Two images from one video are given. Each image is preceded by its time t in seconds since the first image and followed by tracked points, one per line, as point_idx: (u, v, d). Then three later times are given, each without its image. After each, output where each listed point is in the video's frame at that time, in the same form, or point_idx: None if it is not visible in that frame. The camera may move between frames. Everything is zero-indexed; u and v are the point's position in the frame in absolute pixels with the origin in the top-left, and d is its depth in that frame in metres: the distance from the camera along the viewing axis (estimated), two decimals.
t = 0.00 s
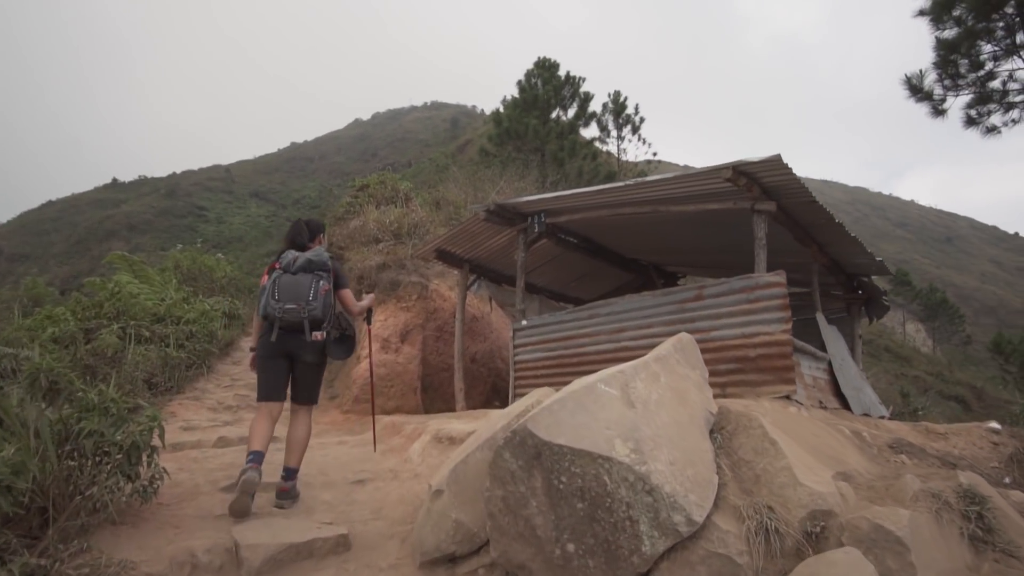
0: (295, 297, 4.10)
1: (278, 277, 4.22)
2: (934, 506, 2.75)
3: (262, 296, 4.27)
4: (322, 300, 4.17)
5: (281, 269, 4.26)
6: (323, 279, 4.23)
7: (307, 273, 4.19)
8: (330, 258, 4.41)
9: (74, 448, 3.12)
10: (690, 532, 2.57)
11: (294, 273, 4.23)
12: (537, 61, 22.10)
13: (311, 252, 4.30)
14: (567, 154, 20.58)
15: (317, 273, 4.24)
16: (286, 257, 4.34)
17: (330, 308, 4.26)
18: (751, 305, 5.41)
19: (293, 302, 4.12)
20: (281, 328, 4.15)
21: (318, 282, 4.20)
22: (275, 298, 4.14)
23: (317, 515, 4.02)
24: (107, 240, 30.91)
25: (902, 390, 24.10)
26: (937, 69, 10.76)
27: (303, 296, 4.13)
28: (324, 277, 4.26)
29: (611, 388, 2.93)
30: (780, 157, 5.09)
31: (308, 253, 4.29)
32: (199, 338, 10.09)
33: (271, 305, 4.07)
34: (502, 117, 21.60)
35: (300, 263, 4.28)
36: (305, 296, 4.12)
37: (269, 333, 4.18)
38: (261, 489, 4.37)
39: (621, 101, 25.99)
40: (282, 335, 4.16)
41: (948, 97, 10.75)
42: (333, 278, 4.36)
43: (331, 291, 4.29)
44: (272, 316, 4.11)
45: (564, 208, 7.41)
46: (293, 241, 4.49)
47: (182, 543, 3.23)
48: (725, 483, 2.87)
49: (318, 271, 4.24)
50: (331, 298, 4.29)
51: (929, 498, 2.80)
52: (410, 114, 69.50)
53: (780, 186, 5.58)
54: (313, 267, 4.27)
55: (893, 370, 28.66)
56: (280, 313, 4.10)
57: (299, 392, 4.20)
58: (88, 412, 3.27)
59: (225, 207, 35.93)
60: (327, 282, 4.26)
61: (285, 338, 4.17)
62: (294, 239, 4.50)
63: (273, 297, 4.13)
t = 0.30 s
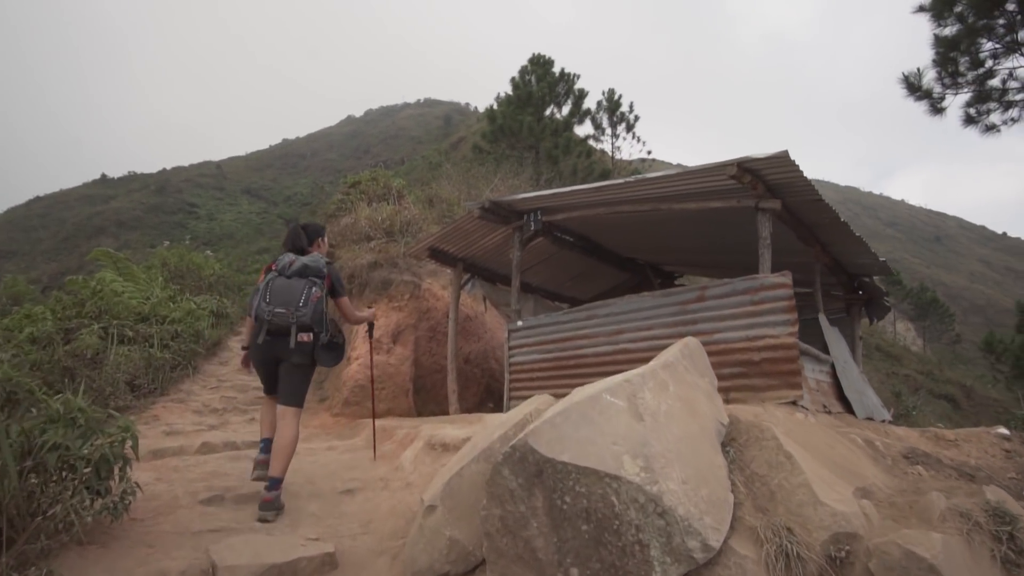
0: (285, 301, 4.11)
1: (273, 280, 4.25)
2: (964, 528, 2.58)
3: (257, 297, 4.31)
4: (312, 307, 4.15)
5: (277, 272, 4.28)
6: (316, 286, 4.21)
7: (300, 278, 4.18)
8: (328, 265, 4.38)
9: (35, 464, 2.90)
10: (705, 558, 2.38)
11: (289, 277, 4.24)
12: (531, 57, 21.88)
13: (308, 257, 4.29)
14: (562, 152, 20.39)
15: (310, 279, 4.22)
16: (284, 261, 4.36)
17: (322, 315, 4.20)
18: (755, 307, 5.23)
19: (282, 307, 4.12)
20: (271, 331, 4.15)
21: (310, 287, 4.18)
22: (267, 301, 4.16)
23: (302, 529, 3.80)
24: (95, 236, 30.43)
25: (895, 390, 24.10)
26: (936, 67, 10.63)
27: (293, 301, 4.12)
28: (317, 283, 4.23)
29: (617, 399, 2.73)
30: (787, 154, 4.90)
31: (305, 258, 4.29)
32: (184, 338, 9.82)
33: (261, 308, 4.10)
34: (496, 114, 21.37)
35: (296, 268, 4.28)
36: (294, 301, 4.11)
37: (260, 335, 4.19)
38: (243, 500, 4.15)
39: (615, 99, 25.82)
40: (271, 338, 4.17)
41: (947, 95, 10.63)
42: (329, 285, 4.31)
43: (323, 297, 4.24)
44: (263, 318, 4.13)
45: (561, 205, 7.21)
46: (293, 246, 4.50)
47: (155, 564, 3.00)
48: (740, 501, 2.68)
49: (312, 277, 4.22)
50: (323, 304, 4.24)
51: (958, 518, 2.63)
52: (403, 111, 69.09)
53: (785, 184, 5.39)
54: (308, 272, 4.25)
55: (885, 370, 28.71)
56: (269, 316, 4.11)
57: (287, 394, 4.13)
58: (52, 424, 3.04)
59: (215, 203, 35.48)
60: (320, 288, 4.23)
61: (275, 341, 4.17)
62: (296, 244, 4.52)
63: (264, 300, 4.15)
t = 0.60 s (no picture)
0: (270, 313, 4.10)
1: (257, 294, 4.26)
2: (982, 564, 2.45)
3: (242, 313, 4.31)
4: (296, 318, 4.12)
5: (261, 287, 4.31)
6: (299, 297, 4.19)
7: (283, 290, 4.17)
8: (311, 278, 4.38)
9: None
10: None
11: (273, 291, 4.24)
12: (522, 59, 21.73)
13: (291, 271, 4.30)
14: (552, 155, 20.25)
15: (294, 291, 4.21)
16: (267, 276, 4.38)
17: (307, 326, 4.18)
18: (753, 318, 5.09)
19: (267, 319, 4.11)
20: (256, 344, 4.14)
21: (294, 299, 4.16)
22: (252, 314, 4.16)
23: (281, 554, 3.59)
24: (77, 234, 29.82)
25: (882, 396, 24.20)
26: (929, 76, 10.61)
27: (277, 312, 4.11)
28: (301, 295, 4.22)
29: (617, 423, 2.57)
30: (787, 162, 4.78)
31: (287, 272, 4.30)
32: (164, 342, 9.52)
33: (245, 321, 4.09)
34: (486, 116, 21.19)
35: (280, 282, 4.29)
36: (278, 313, 4.09)
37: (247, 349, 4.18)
38: (218, 521, 3.93)
39: (606, 102, 25.74)
40: (257, 351, 4.15)
41: (939, 104, 10.62)
42: (313, 297, 4.29)
43: (308, 309, 4.22)
44: (248, 332, 4.13)
45: (553, 211, 7.05)
46: (277, 262, 4.52)
47: None
48: (747, 534, 2.53)
49: (295, 289, 4.21)
50: (308, 316, 4.22)
51: (975, 553, 2.50)
52: (393, 111, 68.69)
53: (783, 192, 5.26)
54: (291, 285, 4.25)
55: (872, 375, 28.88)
56: (254, 329, 4.10)
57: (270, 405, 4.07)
58: (7, 445, 2.88)
59: (201, 202, 34.94)
60: (304, 300, 4.21)
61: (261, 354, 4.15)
62: (280, 261, 4.54)
63: (249, 313, 4.14)
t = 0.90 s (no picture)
0: (258, 308, 4.17)
1: (245, 292, 4.32)
2: None
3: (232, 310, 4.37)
4: (285, 311, 4.19)
5: (248, 284, 4.36)
6: (286, 291, 4.25)
7: (269, 286, 4.24)
8: (297, 272, 4.43)
9: None
10: None
11: (260, 287, 4.31)
12: (513, 59, 21.60)
13: (275, 267, 4.33)
14: (542, 155, 20.14)
15: (280, 285, 4.27)
16: (253, 272, 4.43)
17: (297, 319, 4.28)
18: (749, 324, 5.00)
19: (257, 314, 4.19)
20: (248, 339, 4.24)
21: (281, 294, 4.23)
22: (241, 311, 4.23)
23: (261, 570, 3.43)
24: (58, 231, 29.19)
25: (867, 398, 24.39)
26: (920, 81, 10.66)
27: (266, 307, 4.18)
28: (287, 289, 4.27)
29: (617, 437, 2.44)
30: (785, 165, 4.69)
31: (273, 268, 4.34)
32: (144, 344, 9.26)
33: (235, 318, 4.16)
34: (476, 116, 21.03)
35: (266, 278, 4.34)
36: (267, 307, 4.17)
37: (238, 345, 4.27)
38: (195, 535, 3.76)
39: (597, 104, 25.71)
40: (250, 346, 4.24)
41: (930, 109, 10.66)
42: (300, 291, 4.36)
43: (295, 303, 4.30)
44: (239, 328, 4.21)
45: (545, 213, 6.92)
46: (264, 259, 4.54)
47: None
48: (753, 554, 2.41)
49: (281, 284, 4.27)
50: (296, 309, 4.30)
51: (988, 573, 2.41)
52: (382, 110, 68.22)
53: (780, 196, 5.18)
54: (278, 280, 4.31)
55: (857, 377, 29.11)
56: (245, 325, 4.19)
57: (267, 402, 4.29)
58: None
59: (185, 200, 34.38)
60: (291, 294, 4.28)
61: (254, 349, 4.26)
62: (267, 257, 4.56)
63: (239, 310, 4.22)
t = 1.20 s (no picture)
0: (256, 312, 4.28)
1: (243, 296, 4.44)
2: None
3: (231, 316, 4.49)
4: (281, 315, 4.31)
5: (247, 290, 4.50)
6: (283, 297, 4.40)
7: (268, 291, 4.40)
8: (296, 280, 4.59)
9: None
10: None
11: (259, 292, 4.46)
12: (503, 56, 21.42)
13: (275, 273, 4.52)
14: (533, 153, 19.98)
15: (278, 291, 4.43)
16: (253, 279, 4.59)
17: (293, 324, 4.39)
18: (748, 324, 4.89)
19: (253, 317, 4.29)
20: (245, 342, 4.32)
21: (278, 298, 4.37)
22: (239, 315, 4.34)
23: None
24: (37, 225, 28.51)
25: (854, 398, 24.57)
26: (913, 82, 10.69)
27: (263, 311, 4.30)
28: (284, 294, 4.43)
29: (624, 444, 2.30)
30: (788, 162, 4.58)
31: (272, 274, 4.53)
32: (123, 342, 8.97)
33: (233, 321, 4.26)
34: (466, 112, 20.83)
35: (266, 284, 4.52)
36: (264, 311, 4.29)
37: (235, 348, 4.34)
38: (172, 544, 3.56)
39: (587, 103, 25.62)
40: (246, 350, 4.31)
41: (922, 110, 10.70)
42: (297, 297, 4.51)
43: (293, 307, 4.43)
44: (237, 331, 4.30)
45: (538, 210, 6.78)
46: (266, 268, 4.73)
47: None
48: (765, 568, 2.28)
49: (279, 289, 4.43)
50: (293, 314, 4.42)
51: None
52: (370, 107, 67.66)
53: (780, 194, 5.06)
54: (276, 286, 4.47)
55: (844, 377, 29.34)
56: (242, 328, 4.29)
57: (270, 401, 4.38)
58: None
59: (169, 195, 33.75)
60: (288, 298, 4.42)
61: (251, 352, 4.33)
62: (269, 266, 4.75)
63: (236, 314, 4.33)
